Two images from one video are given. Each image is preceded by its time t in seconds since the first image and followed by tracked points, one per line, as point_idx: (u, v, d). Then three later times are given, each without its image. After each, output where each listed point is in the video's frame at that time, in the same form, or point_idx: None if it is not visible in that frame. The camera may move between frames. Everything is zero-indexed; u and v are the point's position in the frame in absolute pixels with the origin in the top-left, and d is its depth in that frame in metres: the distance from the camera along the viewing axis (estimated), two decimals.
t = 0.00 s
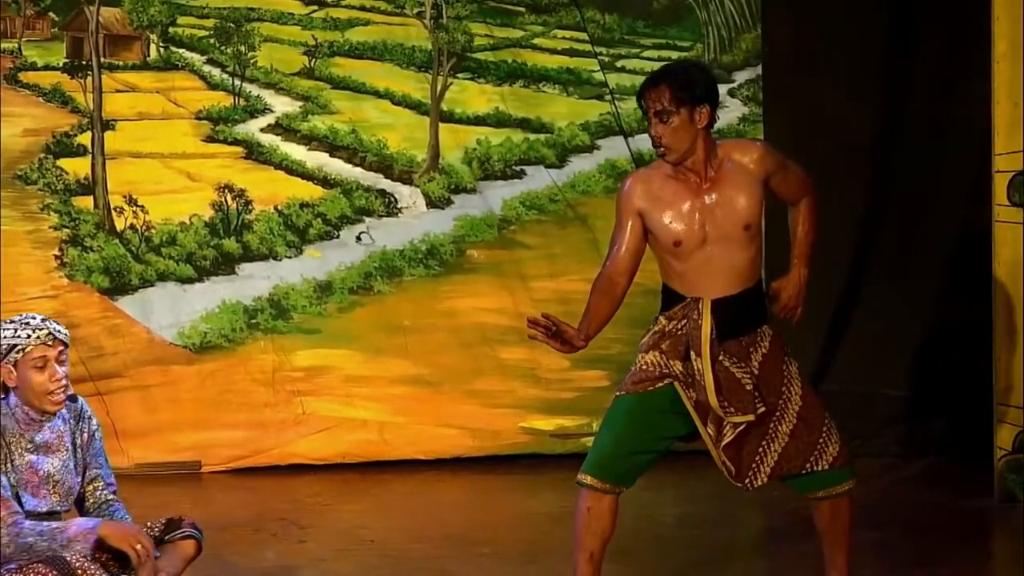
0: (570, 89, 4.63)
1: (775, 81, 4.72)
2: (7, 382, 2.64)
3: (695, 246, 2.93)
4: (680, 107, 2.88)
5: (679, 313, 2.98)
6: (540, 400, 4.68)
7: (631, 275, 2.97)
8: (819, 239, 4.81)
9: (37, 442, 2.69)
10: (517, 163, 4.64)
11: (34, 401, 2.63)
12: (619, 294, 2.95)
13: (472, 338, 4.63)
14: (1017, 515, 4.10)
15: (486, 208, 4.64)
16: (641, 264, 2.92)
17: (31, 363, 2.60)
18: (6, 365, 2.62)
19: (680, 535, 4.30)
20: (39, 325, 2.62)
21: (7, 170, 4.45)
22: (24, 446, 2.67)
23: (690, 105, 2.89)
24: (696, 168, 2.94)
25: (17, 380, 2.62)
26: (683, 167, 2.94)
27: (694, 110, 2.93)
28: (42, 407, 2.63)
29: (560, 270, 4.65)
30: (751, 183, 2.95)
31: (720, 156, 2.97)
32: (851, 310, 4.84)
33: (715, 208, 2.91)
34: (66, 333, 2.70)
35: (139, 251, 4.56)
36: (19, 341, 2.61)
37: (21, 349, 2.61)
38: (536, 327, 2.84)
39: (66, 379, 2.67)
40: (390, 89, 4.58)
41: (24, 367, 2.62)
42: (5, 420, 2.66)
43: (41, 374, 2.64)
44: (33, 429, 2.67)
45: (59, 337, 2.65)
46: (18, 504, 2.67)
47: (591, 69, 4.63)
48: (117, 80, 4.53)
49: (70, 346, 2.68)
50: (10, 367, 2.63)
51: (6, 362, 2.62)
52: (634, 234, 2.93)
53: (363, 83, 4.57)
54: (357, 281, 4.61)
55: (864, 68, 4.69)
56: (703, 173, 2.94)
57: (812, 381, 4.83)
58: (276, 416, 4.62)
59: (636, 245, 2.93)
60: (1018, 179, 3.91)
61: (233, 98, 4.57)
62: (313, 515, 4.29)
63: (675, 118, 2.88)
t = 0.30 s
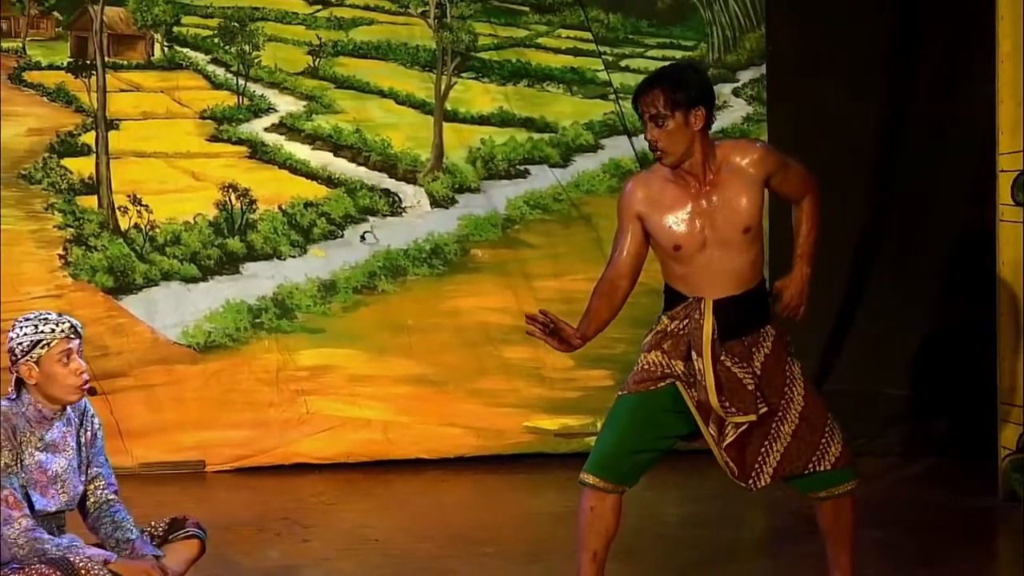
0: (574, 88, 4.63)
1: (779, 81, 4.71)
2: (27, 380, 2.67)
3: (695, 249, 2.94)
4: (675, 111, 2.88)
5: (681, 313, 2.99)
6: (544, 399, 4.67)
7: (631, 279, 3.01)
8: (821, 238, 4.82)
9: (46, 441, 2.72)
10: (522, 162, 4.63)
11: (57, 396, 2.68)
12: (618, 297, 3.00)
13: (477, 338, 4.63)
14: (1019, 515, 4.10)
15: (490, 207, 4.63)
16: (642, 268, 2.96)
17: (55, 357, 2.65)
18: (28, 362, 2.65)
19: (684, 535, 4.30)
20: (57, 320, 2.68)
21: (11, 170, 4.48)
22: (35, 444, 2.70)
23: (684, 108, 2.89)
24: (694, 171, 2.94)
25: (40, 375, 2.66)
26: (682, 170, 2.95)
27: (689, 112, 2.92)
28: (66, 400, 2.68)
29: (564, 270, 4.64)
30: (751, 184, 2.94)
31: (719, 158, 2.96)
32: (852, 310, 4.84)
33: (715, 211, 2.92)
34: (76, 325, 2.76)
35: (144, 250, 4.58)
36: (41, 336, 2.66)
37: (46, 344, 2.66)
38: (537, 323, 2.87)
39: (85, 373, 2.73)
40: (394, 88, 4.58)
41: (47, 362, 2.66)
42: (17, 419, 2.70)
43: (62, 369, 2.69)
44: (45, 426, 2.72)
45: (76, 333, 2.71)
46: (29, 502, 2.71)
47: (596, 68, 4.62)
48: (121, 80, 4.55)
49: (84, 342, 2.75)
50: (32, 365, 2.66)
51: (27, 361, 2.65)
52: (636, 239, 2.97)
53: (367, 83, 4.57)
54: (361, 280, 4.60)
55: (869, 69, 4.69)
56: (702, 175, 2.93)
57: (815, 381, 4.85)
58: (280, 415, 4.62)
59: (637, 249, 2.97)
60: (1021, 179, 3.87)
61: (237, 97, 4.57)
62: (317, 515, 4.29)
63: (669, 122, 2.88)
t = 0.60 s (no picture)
0: (579, 85, 4.63)
1: (783, 77, 4.69)
2: (37, 376, 2.71)
3: (696, 246, 2.97)
4: (676, 110, 2.90)
5: (684, 310, 3.03)
6: (549, 396, 4.67)
7: (625, 272, 3.03)
8: (826, 237, 4.82)
9: (53, 437, 2.75)
10: (526, 159, 4.63)
11: (67, 391, 2.73)
12: (608, 288, 3.02)
13: (482, 335, 4.63)
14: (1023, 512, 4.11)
15: (494, 204, 4.63)
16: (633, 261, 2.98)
17: (65, 353, 2.69)
18: (38, 358, 2.69)
19: (688, 532, 4.31)
20: (64, 317, 2.72)
21: (16, 166, 4.50)
22: (41, 441, 2.74)
23: (686, 107, 2.91)
24: (696, 169, 2.97)
25: (51, 372, 2.70)
26: (684, 168, 2.97)
27: (692, 111, 2.94)
28: (77, 396, 2.73)
29: (569, 267, 4.64)
30: (754, 182, 2.95)
31: (721, 156, 2.99)
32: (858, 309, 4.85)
33: (716, 209, 2.95)
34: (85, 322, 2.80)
35: (148, 247, 4.58)
36: (50, 332, 2.69)
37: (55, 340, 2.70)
38: (508, 297, 2.95)
39: (94, 368, 2.77)
40: (399, 85, 4.58)
41: (57, 358, 2.70)
42: (25, 415, 2.74)
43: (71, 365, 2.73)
44: (52, 422, 2.76)
45: (83, 328, 2.75)
46: (35, 499, 2.73)
47: (600, 65, 4.62)
48: (126, 77, 4.55)
49: (91, 338, 2.79)
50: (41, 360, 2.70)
51: (37, 356, 2.69)
52: (631, 232, 2.99)
53: (371, 80, 4.57)
54: (366, 278, 4.61)
55: (873, 67, 4.69)
56: (704, 173, 2.96)
57: (821, 380, 4.83)
58: (285, 412, 4.62)
59: (630, 241, 3.00)
60: None
61: (242, 95, 4.57)
62: (322, 512, 4.30)
63: (671, 121, 2.91)
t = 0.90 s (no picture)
0: (585, 83, 4.62)
1: (789, 75, 4.70)
2: (43, 373, 2.69)
3: (704, 243, 2.96)
4: (685, 108, 2.91)
5: (691, 307, 3.02)
6: (556, 393, 4.67)
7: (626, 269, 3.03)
8: (830, 236, 4.84)
9: (61, 435, 2.74)
10: (532, 157, 4.63)
11: (75, 387, 2.70)
12: (609, 285, 3.01)
13: (488, 333, 4.63)
14: None
15: (501, 202, 4.63)
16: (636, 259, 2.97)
17: (73, 349, 2.67)
18: (45, 355, 2.68)
19: (695, 530, 4.31)
20: (71, 314, 2.69)
21: (22, 164, 4.51)
22: (49, 438, 2.72)
23: (694, 105, 2.91)
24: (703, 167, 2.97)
25: (58, 368, 2.68)
26: (691, 165, 2.97)
27: (699, 108, 2.95)
28: (84, 392, 2.71)
29: (575, 265, 4.64)
30: (760, 179, 2.97)
31: (728, 153, 3.00)
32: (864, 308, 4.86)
33: (724, 206, 2.95)
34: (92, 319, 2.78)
35: (155, 245, 4.58)
36: (59, 329, 2.68)
37: (63, 336, 2.68)
38: (508, 297, 2.95)
39: (101, 364, 2.75)
40: (405, 83, 4.58)
41: (64, 354, 2.68)
42: (32, 412, 2.72)
43: (77, 361, 2.71)
44: (60, 420, 2.74)
45: (89, 324, 2.73)
46: (42, 497, 2.72)
47: (607, 63, 4.61)
48: (132, 75, 4.55)
49: (98, 333, 2.76)
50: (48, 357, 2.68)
51: (44, 353, 2.67)
52: (633, 230, 2.98)
53: (377, 77, 4.57)
54: (372, 275, 4.60)
55: (879, 66, 4.70)
56: (711, 170, 2.96)
57: (827, 378, 4.85)
58: (292, 410, 4.62)
59: (632, 239, 2.99)
60: None
61: (248, 92, 4.57)
62: (328, 510, 4.30)
63: (679, 119, 2.92)
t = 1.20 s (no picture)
0: (617, 75, 4.62)
1: (820, 67, 4.70)
2: (77, 365, 2.81)
3: (736, 235, 3.01)
4: (717, 100, 2.93)
5: (723, 299, 3.09)
6: (588, 385, 4.68)
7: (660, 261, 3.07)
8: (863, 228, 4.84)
9: (94, 425, 2.87)
10: (565, 149, 4.63)
11: (107, 378, 2.82)
12: (642, 275, 3.06)
13: (520, 324, 4.63)
14: None
15: (533, 193, 4.63)
16: (668, 250, 3.03)
17: (105, 341, 2.79)
18: (79, 347, 2.79)
19: (728, 521, 4.31)
20: (102, 306, 2.81)
21: (55, 155, 4.52)
22: (82, 429, 2.85)
23: (727, 97, 2.93)
24: (734, 159, 3.00)
25: (91, 360, 2.80)
26: (723, 156, 3.01)
27: (731, 100, 2.98)
28: (117, 383, 2.83)
29: (607, 257, 4.64)
30: (792, 172, 3.00)
31: (759, 143, 3.02)
32: (896, 300, 4.86)
33: (756, 198, 2.99)
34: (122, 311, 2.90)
35: (187, 236, 4.59)
36: (91, 321, 2.80)
37: (96, 328, 2.80)
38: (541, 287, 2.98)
39: (132, 355, 2.86)
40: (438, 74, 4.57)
41: (97, 346, 2.80)
42: (66, 404, 2.85)
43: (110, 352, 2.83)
44: (93, 411, 2.87)
45: (120, 316, 2.84)
46: (75, 487, 2.85)
47: (639, 55, 4.61)
48: (164, 66, 4.54)
49: (128, 325, 2.87)
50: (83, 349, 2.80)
51: (78, 345, 2.79)
52: (666, 221, 3.03)
53: (410, 69, 4.56)
54: (404, 267, 4.61)
55: (911, 57, 4.69)
56: (743, 162, 3.00)
57: (860, 369, 4.85)
58: (324, 402, 4.63)
59: (665, 231, 3.04)
60: None
61: (281, 84, 4.57)
62: (360, 501, 4.31)
63: (712, 111, 2.94)
